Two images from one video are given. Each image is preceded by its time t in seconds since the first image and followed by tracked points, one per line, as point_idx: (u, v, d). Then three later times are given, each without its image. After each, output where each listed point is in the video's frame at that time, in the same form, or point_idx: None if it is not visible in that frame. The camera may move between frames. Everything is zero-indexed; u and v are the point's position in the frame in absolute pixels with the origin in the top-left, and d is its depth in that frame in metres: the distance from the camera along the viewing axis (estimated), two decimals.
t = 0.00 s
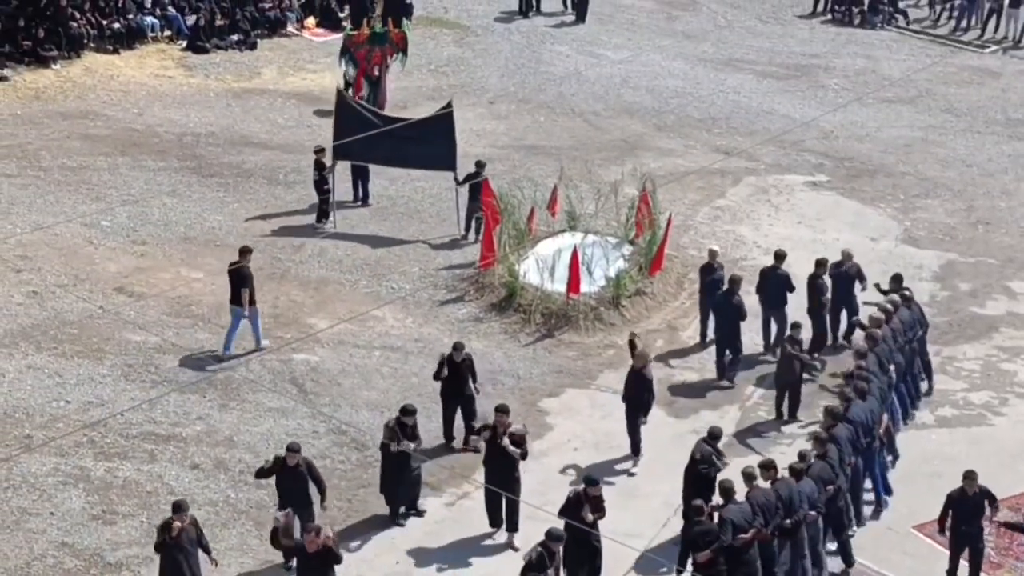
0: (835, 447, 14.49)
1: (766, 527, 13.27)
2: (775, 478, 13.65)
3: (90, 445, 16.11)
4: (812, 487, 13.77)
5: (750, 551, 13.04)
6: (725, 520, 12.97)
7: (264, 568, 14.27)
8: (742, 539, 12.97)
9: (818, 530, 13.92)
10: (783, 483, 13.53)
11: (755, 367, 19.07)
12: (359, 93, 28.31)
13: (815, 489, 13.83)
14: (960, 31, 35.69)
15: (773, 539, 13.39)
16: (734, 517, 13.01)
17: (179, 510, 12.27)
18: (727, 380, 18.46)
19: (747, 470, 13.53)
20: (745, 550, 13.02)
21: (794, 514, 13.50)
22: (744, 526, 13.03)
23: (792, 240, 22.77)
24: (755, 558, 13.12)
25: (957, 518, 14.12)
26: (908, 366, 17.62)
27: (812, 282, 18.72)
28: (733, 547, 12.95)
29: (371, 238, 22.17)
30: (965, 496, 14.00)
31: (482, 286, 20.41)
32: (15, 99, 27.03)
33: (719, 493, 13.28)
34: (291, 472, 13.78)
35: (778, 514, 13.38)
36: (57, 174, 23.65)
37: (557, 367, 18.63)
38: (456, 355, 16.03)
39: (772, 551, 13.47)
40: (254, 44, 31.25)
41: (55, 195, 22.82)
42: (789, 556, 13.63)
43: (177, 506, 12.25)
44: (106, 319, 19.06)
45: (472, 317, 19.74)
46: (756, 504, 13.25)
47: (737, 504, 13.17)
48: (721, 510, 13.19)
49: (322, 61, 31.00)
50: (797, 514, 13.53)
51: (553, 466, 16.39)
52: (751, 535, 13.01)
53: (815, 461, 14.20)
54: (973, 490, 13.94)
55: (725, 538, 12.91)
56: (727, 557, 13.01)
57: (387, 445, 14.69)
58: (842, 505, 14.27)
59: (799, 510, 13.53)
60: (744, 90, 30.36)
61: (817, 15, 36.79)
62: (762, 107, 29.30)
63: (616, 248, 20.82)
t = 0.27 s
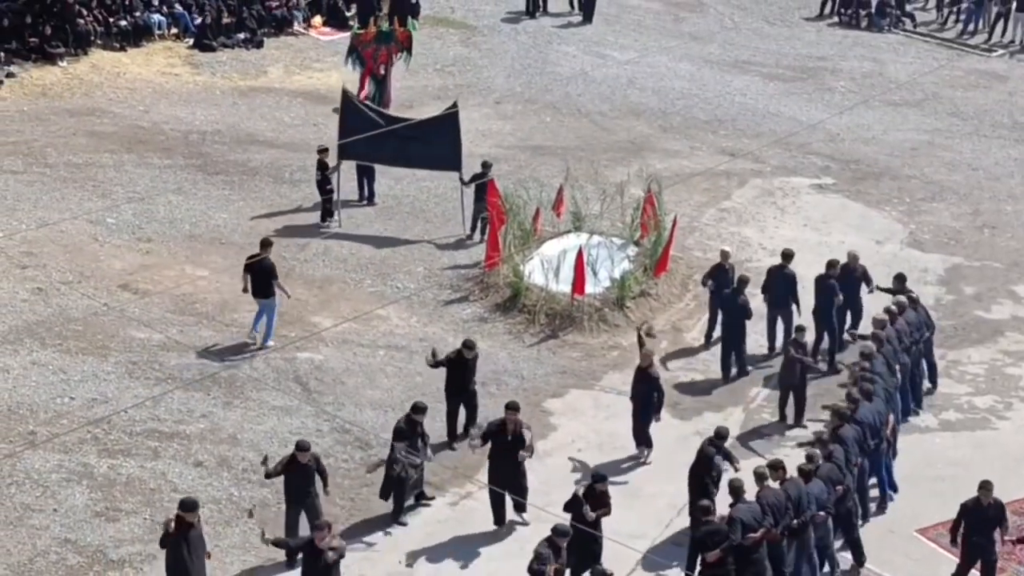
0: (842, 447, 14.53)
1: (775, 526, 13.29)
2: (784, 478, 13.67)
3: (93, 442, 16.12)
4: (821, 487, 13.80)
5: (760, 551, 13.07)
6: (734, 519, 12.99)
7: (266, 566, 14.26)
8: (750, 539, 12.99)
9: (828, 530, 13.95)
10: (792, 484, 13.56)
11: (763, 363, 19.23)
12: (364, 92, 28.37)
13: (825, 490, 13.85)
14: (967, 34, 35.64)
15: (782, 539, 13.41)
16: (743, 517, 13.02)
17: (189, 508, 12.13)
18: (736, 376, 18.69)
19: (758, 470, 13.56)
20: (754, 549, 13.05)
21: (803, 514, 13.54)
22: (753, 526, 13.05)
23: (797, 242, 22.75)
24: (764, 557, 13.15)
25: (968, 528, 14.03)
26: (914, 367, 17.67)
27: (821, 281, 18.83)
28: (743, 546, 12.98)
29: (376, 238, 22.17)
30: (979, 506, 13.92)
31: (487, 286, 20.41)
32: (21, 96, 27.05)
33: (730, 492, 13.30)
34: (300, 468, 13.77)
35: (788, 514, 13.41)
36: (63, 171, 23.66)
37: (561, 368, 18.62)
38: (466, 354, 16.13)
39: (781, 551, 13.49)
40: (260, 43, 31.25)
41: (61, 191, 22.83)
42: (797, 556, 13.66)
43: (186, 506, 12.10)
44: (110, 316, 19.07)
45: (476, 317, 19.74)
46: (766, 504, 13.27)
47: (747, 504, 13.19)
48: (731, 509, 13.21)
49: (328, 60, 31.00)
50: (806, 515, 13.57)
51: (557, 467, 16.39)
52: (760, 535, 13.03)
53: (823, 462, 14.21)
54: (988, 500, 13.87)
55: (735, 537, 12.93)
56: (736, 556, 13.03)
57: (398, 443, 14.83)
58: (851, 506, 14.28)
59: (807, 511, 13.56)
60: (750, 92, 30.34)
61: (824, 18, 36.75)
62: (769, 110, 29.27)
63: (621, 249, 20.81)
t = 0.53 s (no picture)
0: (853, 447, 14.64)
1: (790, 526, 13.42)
2: (802, 478, 13.76)
3: (95, 439, 16.12)
4: (838, 488, 13.90)
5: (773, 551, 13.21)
6: (752, 519, 13.11)
7: (267, 564, 14.26)
8: (765, 539, 13.13)
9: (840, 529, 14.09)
10: (808, 484, 13.66)
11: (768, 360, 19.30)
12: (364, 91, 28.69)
13: (842, 490, 13.94)
14: (970, 35, 35.62)
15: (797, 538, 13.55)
16: (760, 516, 13.15)
17: (198, 503, 12.20)
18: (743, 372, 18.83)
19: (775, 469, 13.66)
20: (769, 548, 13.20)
21: (818, 515, 13.67)
22: (769, 525, 13.19)
23: (799, 242, 22.75)
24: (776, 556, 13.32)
25: (978, 532, 13.93)
26: (920, 366, 17.81)
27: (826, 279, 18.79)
28: (759, 544, 13.10)
29: (378, 236, 22.17)
30: (988, 511, 13.85)
31: (489, 285, 20.42)
32: (24, 93, 27.06)
33: (747, 490, 13.41)
34: (313, 464, 13.63)
35: (804, 514, 13.53)
36: (65, 168, 23.67)
37: (562, 366, 18.62)
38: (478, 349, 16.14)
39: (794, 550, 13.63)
40: (263, 40, 31.25)
41: (63, 188, 22.83)
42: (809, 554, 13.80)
43: (195, 499, 12.18)
44: (112, 313, 19.07)
45: (478, 315, 19.75)
46: (781, 503, 13.39)
47: (763, 503, 13.31)
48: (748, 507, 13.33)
49: (331, 58, 30.99)
50: (821, 515, 13.69)
51: (558, 466, 16.38)
52: (774, 535, 13.18)
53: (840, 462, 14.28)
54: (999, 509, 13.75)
55: (753, 536, 13.04)
56: (749, 557, 13.12)
57: (408, 445, 14.81)
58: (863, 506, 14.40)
59: (823, 511, 13.68)
60: (753, 92, 30.33)
61: (827, 18, 36.73)
62: (771, 109, 29.27)
63: (623, 248, 20.80)
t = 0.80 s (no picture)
0: (865, 442, 14.68)
1: (800, 521, 13.52)
2: (815, 473, 13.78)
3: (95, 437, 16.12)
4: (854, 484, 13.93)
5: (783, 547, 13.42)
6: (765, 516, 13.22)
7: (268, 562, 14.26)
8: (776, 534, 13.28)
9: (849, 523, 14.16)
10: (822, 480, 13.71)
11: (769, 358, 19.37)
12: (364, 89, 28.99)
13: (856, 486, 13.96)
14: (971, 34, 35.60)
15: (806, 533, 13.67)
16: (773, 513, 13.27)
17: (201, 495, 12.60)
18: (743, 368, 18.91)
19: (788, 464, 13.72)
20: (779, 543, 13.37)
21: (831, 510, 13.72)
22: (780, 522, 13.31)
23: (800, 241, 22.76)
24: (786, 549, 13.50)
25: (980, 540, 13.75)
26: (926, 361, 17.85)
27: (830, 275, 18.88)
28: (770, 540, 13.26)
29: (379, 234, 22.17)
30: (989, 519, 13.61)
31: (490, 283, 20.43)
32: (24, 90, 27.06)
33: (760, 485, 13.48)
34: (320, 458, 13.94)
35: (815, 509, 13.61)
36: (65, 165, 23.67)
37: (563, 365, 18.63)
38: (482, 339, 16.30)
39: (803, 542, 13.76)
40: (264, 38, 31.24)
41: (64, 186, 22.83)
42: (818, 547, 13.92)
43: (196, 491, 12.56)
44: (112, 310, 19.07)
45: (479, 314, 19.76)
46: (792, 499, 13.48)
47: (776, 499, 13.40)
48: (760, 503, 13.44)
49: (332, 56, 30.98)
50: (834, 510, 13.75)
51: (560, 466, 16.37)
52: (785, 531, 13.33)
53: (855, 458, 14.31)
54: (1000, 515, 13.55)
55: (766, 533, 13.16)
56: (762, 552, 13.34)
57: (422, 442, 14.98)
58: (874, 499, 14.48)
59: (835, 506, 13.73)
60: (754, 91, 30.32)
61: (828, 17, 36.70)
62: (772, 109, 29.25)
63: (624, 247, 20.79)
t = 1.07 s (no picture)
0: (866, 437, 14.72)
1: (802, 516, 13.57)
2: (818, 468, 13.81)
3: (95, 433, 16.13)
4: (854, 478, 13.99)
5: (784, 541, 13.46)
6: (766, 511, 13.27)
7: (267, 559, 14.28)
8: (777, 529, 13.33)
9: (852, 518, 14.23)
10: (825, 475, 13.73)
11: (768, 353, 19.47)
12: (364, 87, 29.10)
13: (856, 480, 14.01)
14: (971, 32, 35.61)
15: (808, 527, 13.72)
16: (774, 507, 13.32)
17: (206, 482, 12.59)
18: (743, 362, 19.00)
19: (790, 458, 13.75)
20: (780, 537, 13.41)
21: (833, 505, 13.77)
22: (781, 516, 13.36)
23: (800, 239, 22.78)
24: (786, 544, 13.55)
25: (974, 548, 13.59)
26: (925, 357, 17.90)
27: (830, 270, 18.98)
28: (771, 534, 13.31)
29: (379, 231, 22.19)
30: (984, 524, 13.52)
31: (489, 281, 20.44)
32: (25, 87, 27.07)
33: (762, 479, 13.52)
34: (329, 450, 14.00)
35: (817, 504, 13.65)
36: (66, 162, 23.68)
37: (562, 363, 18.64)
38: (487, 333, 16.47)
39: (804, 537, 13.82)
40: (265, 35, 31.26)
41: (64, 183, 22.85)
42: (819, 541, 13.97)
43: (202, 480, 12.56)
44: (112, 307, 19.09)
45: (479, 311, 19.78)
46: (794, 494, 13.52)
47: (778, 493, 13.44)
48: (762, 497, 13.48)
49: (332, 53, 30.99)
50: (836, 505, 13.80)
51: (559, 463, 16.38)
52: (787, 525, 13.37)
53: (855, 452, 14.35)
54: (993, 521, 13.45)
55: (766, 528, 13.22)
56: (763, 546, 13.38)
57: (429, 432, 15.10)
58: (875, 494, 14.51)
59: (838, 501, 13.77)
60: (754, 89, 30.32)
61: (828, 15, 36.71)
62: (772, 107, 29.27)
63: (623, 245, 20.80)
